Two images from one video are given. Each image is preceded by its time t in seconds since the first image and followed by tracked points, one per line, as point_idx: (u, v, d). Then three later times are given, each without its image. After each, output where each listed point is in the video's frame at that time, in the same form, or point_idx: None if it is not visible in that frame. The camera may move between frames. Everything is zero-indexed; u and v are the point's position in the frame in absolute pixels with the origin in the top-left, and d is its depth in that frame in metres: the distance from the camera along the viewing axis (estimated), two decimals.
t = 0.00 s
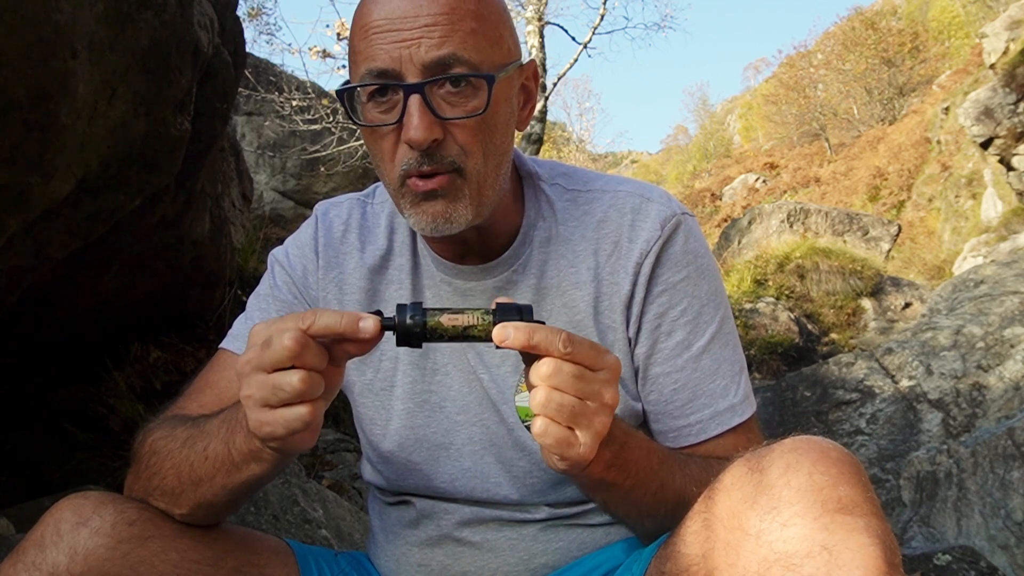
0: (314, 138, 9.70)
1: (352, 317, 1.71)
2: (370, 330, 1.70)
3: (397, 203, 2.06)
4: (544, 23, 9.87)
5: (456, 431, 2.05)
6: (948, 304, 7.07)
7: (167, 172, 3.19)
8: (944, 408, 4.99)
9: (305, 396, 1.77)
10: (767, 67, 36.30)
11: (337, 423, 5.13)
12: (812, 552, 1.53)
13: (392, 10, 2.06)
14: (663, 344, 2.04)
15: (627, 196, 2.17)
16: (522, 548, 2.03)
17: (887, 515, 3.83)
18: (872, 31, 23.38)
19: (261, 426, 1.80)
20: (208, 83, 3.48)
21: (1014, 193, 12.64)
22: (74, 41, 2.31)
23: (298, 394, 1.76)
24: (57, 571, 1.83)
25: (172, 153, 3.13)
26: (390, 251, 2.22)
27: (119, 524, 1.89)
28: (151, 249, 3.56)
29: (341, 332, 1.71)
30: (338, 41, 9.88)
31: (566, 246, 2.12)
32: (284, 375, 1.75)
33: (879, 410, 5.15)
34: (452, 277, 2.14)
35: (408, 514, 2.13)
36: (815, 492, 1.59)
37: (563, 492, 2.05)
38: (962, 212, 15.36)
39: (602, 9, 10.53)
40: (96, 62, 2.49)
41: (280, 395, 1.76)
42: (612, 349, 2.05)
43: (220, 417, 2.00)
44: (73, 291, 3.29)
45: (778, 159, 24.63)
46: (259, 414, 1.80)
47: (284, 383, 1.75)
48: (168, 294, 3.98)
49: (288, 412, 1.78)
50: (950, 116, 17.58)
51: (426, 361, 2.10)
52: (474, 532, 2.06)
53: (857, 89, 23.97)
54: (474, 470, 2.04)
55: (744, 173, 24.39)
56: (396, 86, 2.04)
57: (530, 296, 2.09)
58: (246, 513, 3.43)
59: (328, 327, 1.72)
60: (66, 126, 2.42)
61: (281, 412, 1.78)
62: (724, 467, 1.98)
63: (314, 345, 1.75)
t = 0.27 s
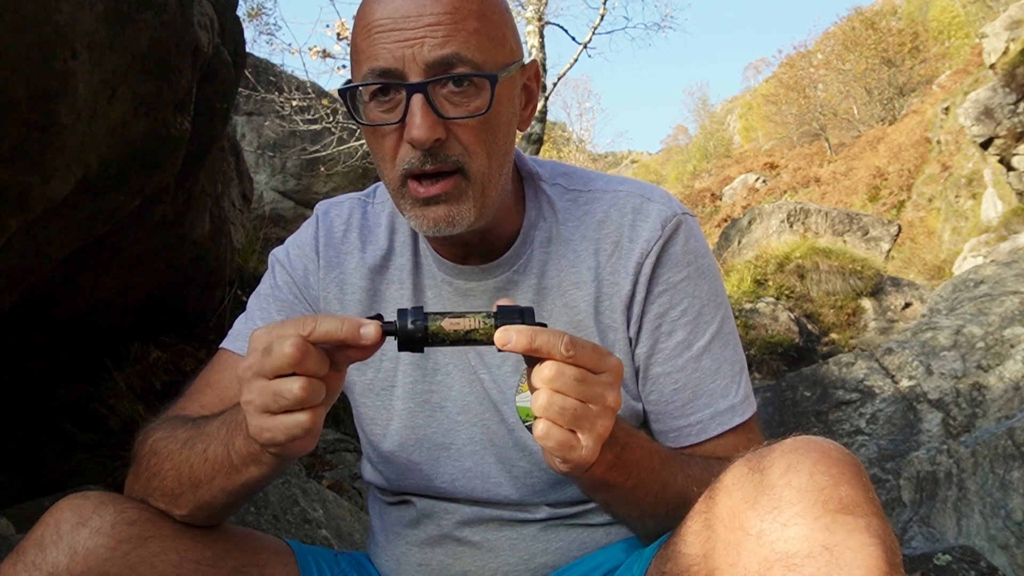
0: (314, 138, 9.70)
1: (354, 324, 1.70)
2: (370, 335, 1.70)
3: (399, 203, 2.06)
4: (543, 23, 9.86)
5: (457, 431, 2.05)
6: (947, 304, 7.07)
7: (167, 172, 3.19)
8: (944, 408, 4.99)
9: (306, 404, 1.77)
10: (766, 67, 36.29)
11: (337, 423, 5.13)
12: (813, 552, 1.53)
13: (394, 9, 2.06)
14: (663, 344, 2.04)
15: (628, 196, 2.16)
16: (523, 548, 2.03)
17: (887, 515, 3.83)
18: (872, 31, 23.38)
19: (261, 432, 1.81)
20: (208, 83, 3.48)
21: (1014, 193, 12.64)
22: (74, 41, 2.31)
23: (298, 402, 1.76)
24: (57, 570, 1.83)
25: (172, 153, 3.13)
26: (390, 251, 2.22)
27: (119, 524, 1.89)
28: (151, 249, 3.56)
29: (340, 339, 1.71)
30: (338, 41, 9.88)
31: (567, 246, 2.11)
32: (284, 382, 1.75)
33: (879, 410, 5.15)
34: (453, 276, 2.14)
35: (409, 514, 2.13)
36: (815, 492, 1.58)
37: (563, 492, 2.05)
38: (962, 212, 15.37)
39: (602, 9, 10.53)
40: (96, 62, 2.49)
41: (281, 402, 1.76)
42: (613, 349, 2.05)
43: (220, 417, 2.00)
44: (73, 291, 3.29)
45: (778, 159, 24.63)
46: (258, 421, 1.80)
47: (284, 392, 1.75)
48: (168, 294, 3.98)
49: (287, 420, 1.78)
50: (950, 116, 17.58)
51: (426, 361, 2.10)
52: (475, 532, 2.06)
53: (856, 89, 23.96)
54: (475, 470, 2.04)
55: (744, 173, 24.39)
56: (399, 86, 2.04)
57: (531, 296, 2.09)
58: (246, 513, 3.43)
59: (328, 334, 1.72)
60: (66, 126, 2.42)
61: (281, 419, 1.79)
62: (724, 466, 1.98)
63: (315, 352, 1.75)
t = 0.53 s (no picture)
0: (314, 137, 9.70)
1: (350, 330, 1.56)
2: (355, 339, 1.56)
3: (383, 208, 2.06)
4: (544, 23, 9.87)
5: (454, 431, 2.05)
6: (947, 304, 7.07)
7: (167, 172, 3.19)
8: (944, 408, 4.99)
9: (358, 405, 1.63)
10: (766, 67, 36.27)
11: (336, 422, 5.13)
12: (811, 552, 1.53)
13: (380, 15, 2.06)
14: (661, 343, 2.04)
15: (625, 195, 2.16)
16: (522, 549, 2.03)
17: (888, 515, 3.83)
18: (872, 31, 23.38)
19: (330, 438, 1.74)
20: (208, 83, 3.48)
21: (1014, 193, 12.64)
22: (74, 41, 2.31)
23: (342, 409, 1.65)
24: (56, 570, 1.83)
25: (172, 153, 3.13)
26: (386, 251, 2.22)
27: (119, 523, 1.89)
28: (151, 249, 3.56)
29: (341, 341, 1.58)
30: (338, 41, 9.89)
31: (563, 245, 2.11)
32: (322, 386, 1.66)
33: (879, 410, 5.15)
34: (443, 279, 2.15)
35: (407, 514, 2.13)
36: (814, 492, 1.58)
37: (560, 492, 2.05)
38: (962, 212, 15.37)
39: (603, 9, 10.54)
40: (95, 62, 2.49)
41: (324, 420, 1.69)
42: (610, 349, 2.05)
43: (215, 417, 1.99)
44: (73, 291, 3.30)
45: (778, 159, 24.63)
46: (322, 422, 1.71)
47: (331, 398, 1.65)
48: (168, 294, 3.98)
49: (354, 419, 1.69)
50: (950, 116, 17.58)
51: (423, 362, 2.09)
52: (472, 533, 2.06)
53: (857, 89, 23.96)
54: (472, 470, 2.04)
55: (744, 173, 24.40)
56: (382, 92, 2.03)
57: (527, 295, 2.09)
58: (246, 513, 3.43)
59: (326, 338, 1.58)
60: (66, 126, 2.42)
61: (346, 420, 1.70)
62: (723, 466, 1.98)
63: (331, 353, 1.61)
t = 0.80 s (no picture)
0: (314, 138, 9.70)
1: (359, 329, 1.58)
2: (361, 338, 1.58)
3: (390, 208, 2.06)
4: (544, 23, 9.87)
5: (455, 431, 2.05)
6: (947, 304, 7.07)
7: (167, 172, 3.19)
8: (944, 408, 4.99)
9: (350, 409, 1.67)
10: (766, 67, 36.27)
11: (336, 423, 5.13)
12: (812, 552, 1.53)
13: (385, 13, 2.06)
14: (661, 344, 2.04)
15: (625, 195, 2.16)
16: (522, 549, 2.03)
17: (887, 515, 3.83)
18: (872, 31, 23.38)
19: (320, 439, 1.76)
20: (208, 83, 3.48)
21: (1014, 193, 12.64)
22: (74, 41, 2.31)
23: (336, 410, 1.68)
24: (57, 570, 1.83)
25: (172, 153, 3.13)
26: (388, 252, 2.22)
27: (119, 523, 1.89)
28: (151, 249, 3.56)
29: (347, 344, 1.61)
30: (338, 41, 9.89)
31: (564, 245, 2.11)
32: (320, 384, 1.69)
33: (879, 410, 5.15)
34: (444, 279, 2.14)
35: (407, 514, 2.13)
36: (815, 492, 1.58)
37: (561, 492, 2.05)
38: (962, 212, 15.37)
39: (602, 9, 10.53)
40: (95, 62, 2.49)
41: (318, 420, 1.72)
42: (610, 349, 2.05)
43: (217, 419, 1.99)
44: (73, 291, 3.29)
45: (778, 159, 24.63)
46: (315, 424, 1.73)
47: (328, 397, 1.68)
48: (167, 294, 3.98)
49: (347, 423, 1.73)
50: (950, 116, 17.58)
51: (424, 362, 2.10)
52: (473, 533, 2.06)
53: (857, 89, 23.96)
54: (473, 470, 2.04)
55: (744, 173, 24.40)
56: (388, 91, 2.03)
57: (528, 296, 2.09)
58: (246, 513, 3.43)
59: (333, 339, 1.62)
60: (66, 126, 2.42)
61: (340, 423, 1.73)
62: (723, 467, 1.98)
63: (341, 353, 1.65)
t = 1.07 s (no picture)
0: (314, 137, 9.69)
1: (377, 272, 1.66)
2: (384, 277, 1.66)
3: (406, 199, 2.05)
4: (544, 23, 9.87)
5: (455, 431, 2.05)
6: (948, 304, 7.07)
7: (167, 172, 3.19)
8: (944, 408, 4.99)
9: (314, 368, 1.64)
10: (766, 67, 36.27)
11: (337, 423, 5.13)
12: (812, 552, 1.52)
13: (397, 6, 2.06)
14: (662, 342, 2.04)
15: (626, 194, 2.16)
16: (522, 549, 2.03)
17: (887, 515, 3.83)
18: (872, 30, 23.38)
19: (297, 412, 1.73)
20: (208, 83, 3.48)
21: (1014, 193, 12.64)
22: (74, 40, 2.31)
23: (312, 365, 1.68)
24: (56, 570, 1.83)
25: (172, 153, 3.13)
26: (389, 251, 2.22)
27: (119, 523, 1.89)
28: (150, 249, 3.55)
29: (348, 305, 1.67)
30: (338, 41, 9.89)
31: (565, 244, 2.12)
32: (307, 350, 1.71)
33: (879, 410, 5.15)
34: (452, 275, 2.13)
35: (408, 514, 2.13)
36: (816, 492, 1.58)
37: (562, 491, 2.05)
38: (962, 212, 15.36)
39: (603, 10, 10.47)
40: (95, 62, 2.49)
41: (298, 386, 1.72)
42: (612, 347, 2.05)
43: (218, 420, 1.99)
44: (73, 291, 3.29)
45: (778, 159, 24.63)
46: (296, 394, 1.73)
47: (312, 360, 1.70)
48: (167, 294, 3.97)
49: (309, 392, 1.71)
50: (950, 116, 17.58)
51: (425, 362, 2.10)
52: (474, 533, 2.06)
53: (857, 89, 23.96)
54: (473, 470, 2.04)
55: (744, 173, 24.40)
56: (404, 82, 2.03)
57: (530, 294, 2.08)
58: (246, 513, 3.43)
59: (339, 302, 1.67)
60: (66, 126, 2.42)
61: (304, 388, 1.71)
62: (723, 466, 1.98)
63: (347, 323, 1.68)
